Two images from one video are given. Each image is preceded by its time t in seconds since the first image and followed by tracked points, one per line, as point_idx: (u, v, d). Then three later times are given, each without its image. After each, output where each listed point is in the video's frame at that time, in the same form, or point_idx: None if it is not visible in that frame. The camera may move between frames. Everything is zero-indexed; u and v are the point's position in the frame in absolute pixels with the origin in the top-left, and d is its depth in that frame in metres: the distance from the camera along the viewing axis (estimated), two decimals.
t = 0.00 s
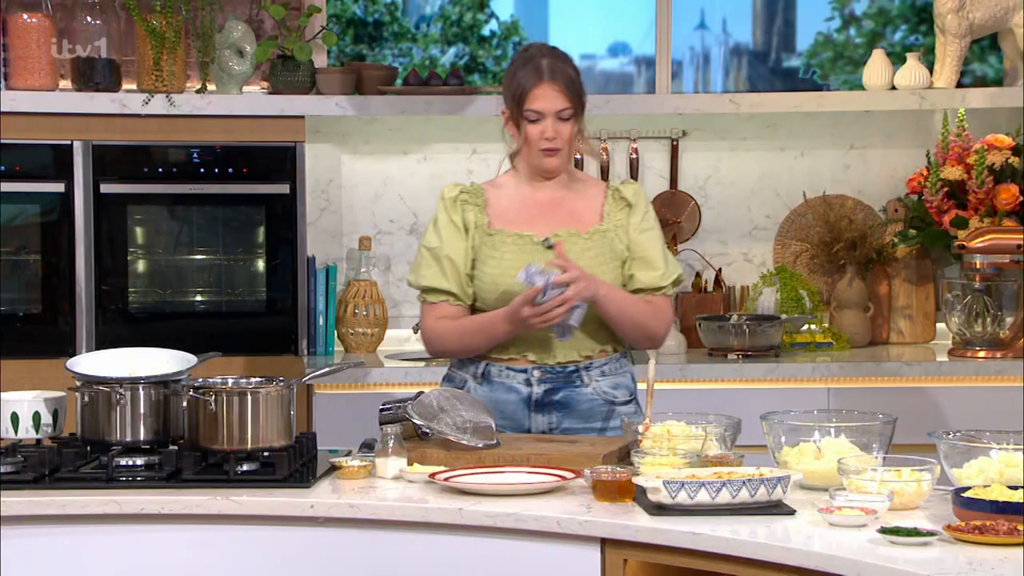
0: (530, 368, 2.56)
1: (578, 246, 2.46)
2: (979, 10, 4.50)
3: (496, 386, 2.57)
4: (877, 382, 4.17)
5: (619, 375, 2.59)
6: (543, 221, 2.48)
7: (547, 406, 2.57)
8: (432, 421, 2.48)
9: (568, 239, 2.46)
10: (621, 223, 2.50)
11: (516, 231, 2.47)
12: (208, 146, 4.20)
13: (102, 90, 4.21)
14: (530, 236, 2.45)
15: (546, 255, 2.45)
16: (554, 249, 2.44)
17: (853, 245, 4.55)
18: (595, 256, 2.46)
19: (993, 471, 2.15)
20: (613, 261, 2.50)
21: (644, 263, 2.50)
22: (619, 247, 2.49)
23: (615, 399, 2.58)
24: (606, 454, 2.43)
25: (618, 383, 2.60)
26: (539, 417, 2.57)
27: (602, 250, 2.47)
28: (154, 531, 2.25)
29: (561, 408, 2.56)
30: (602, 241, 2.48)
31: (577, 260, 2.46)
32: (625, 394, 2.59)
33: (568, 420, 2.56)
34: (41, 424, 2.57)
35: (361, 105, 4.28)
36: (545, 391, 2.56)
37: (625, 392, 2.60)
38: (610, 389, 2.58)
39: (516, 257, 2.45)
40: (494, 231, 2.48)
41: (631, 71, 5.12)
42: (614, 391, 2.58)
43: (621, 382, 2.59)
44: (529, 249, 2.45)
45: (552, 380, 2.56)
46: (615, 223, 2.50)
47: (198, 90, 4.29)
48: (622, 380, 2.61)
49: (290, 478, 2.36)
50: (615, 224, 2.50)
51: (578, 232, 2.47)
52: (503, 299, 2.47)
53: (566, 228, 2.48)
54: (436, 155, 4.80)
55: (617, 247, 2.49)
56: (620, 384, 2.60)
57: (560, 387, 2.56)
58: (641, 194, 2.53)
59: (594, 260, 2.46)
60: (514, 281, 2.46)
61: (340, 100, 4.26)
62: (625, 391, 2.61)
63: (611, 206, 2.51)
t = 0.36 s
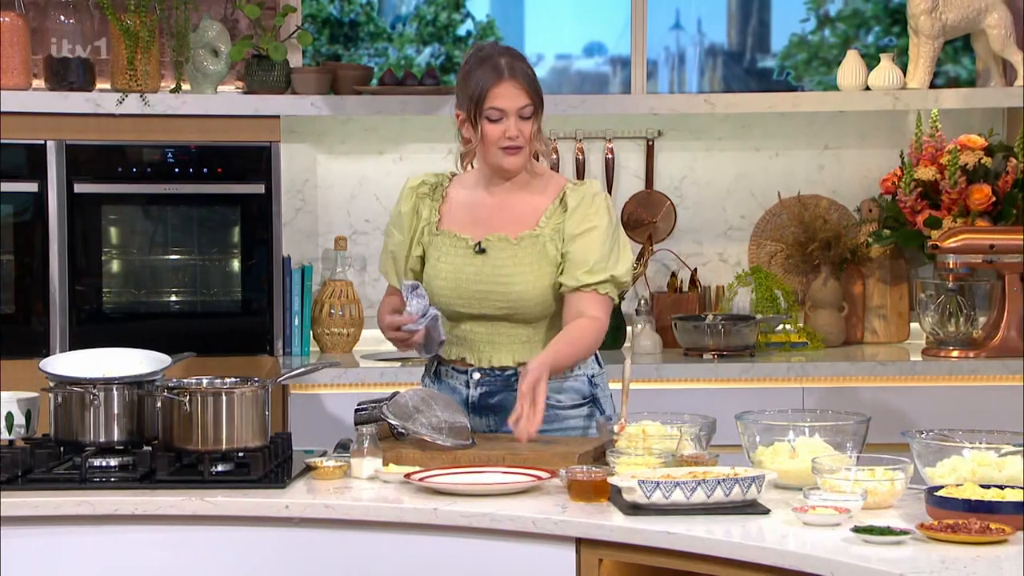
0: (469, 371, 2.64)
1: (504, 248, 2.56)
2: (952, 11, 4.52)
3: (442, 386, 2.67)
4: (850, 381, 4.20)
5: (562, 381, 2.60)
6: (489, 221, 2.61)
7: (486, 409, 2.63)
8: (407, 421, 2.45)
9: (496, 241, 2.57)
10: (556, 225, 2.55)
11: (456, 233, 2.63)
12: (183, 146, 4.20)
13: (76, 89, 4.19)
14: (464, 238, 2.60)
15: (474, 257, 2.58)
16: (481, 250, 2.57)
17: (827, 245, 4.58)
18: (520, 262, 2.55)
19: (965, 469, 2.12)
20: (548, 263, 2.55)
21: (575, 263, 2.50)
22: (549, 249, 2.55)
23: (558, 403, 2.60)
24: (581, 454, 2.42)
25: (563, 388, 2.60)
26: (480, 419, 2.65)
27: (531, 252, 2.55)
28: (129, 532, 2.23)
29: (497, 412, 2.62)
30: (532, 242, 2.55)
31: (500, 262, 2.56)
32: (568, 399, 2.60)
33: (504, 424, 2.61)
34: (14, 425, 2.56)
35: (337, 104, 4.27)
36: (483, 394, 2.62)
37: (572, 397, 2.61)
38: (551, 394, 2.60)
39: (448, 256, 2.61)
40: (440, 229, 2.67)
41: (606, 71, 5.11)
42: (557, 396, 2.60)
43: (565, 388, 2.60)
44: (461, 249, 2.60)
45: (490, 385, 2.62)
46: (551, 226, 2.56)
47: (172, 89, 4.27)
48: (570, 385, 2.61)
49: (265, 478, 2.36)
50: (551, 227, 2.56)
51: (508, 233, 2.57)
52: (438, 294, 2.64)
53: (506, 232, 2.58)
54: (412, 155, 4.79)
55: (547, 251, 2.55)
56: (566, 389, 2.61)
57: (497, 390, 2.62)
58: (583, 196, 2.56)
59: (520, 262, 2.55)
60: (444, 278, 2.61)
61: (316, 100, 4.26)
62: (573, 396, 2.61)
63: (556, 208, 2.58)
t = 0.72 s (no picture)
0: (455, 377, 2.64)
1: (482, 270, 2.49)
2: (940, 11, 4.54)
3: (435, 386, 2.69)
4: (839, 381, 4.20)
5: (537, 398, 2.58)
6: (483, 234, 2.53)
7: (465, 415, 2.64)
8: (395, 422, 2.45)
9: (475, 261, 2.50)
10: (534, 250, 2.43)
11: (451, 244, 2.59)
12: (171, 146, 4.19)
13: (63, 89, 4.18)
14: (452, 252, 2.55)
15: (455, 274, 2.53)
16: (461, 269, 2.52)
17: (816, 246, 4.58)
18: (495, 287, 2.47)
19: (953, 469, 2.15)
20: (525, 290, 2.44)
21: (548, 301, 2.37)
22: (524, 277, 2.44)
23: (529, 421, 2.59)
24: (569, 455, 2.41)
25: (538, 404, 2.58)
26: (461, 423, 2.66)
27: (508, 278, 2.45)
28: (117, 532, 2.23)
29: (473, 420, 2.62)
30: (508, 267, 2.46)
31: (476, 284, 2.49)
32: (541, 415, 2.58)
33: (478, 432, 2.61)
34: None
35: (325, 104, 4.27)
36: (464, 400, 2.63)
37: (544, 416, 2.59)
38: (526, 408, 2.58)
39: (439, 266, 2.58)
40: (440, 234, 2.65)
41: (596, 71, 5.13)
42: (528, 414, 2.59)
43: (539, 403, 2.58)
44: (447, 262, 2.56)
45: (470, 392, 2.62)
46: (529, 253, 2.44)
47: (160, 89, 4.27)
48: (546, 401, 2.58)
49: (254, 479, 2.35)
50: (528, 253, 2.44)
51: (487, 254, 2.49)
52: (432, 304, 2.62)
53: (491, 252, 2.50)
54: (401, 155, 4.79)
55: (523, 280, 2.44)
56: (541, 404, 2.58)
57: (476, 400, 2.61)
58: (563, 222, 2.40)
59: (495, 287, 2.47)
60: (432, 290, 2.59)
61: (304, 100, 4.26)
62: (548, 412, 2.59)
63: (537, 236, 2.45)
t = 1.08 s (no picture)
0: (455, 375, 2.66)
1: (481, 270, 2.49)
2: (932, 12, 4.56)
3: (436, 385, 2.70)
4: (832, 381, 4.20)
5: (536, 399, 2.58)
6: (482, 232, 2.51)
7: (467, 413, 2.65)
8: (389, 421, 2.44)
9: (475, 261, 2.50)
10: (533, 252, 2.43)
11: (450, 242, 2.59)
12: (165, 147, 4.19)
13: (56, 89, 4.18)
14: (451, 252, 2.56)
15: (455, 273, 2.54)
16: (461, 269, 2.52)
17: (809, 246, 4.60)
18: (494, 289, 2.47)
19: (946, 468, 2.15)
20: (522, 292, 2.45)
21: (545, 306, 2.38)
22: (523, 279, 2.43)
23: (529, 419, 2.60)
24: (564, 455, 2.40)
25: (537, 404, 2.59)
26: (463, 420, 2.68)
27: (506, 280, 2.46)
28: (110, 533, 2.22)
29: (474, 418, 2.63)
30: (507, 269, 2.46)
31: (475, 285, 2.50)
32: (540, 415, 2.59)
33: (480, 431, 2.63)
34: None
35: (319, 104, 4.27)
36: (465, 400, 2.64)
37: (544, 414, 2.60)
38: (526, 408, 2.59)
39: (439, 265, 2.59)
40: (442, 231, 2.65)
41: (590, 71, 5.15)
42: (528, 412, 2.59)
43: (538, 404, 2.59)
44: (447, 261, 2.57)
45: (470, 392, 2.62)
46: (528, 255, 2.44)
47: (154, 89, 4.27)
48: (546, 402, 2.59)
49: (247, 479, 2.34)
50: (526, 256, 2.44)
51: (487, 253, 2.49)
52: (432, 302, 2.62)
53: (489, 252, 2.50)
54: (394, 155, 4.80)
55: (522, 283, 2.44)
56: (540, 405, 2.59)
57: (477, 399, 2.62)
58: (561, 226, 2.39)
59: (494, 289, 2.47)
60: (432, 289, 2.60)
61: (298, 100, 4.26)
62: (547, 412, 2.60)
63: (536, 239, 2.44)
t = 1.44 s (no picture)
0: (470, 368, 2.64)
1: (508, 257, 2.51)
2: (931, 12, 4.56)
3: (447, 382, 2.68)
4: (830, 381, 4.20)
5: (549, 386, 2.57)
6: (497, 229, 2.55)
7: (479, 408, 2.63)
8: (389, 421, 2.46)
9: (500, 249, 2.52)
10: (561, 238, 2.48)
11: (467, 235, 2.59)
12: (164, 146, 4.19)
13: (55, 89, 4.18)
14: (471, 242, 2.56)
15: (478, 261, 2.53)
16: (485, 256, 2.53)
17: (808, 245, 4.59)
18: (523, 273, 2.50)
19: (945, 468, 2.14)
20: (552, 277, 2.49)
21: (591, 285, 2.45)
22: (553, 264, 2.48)
23: (542, 407, 2.58)
24: (562, 455, 2.40)
25: (550, 392, 2.58)
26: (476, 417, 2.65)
27: (535, 265, 2.49)
28: (109, 533, 2.22)
29: (487, 411, 2.61)
30: (536, 255, 2.49)
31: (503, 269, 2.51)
32: (554, 403, 2.57)
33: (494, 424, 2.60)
34: None
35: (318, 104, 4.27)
36: (477, 393, 2.62)
37: (556, 401, 2.58)
38: (539, 397, 2.58)
39: (459, 257, 2.58)
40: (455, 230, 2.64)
41: (588, 71, 5.15)
42: (541, 399, 2.58)
43: (550, 391, 2.57)
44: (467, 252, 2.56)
45: (482, 384, 2.61)
46: (556, 240, 2.48)
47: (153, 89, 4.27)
48: (558, 389, 2.58)
49: (246, 479, 2.35)
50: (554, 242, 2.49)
51: (511, 242, 2.51)
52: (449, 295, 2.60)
53: (511, 238, 2.53)
54: (393, 155, 4.80)
55: (551, 266, 2.48)
56: (553, 393, 2.58)
57: (489, 391, 2.60)
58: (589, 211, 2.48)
59: (522, 273, 2.50)
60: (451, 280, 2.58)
61: (297, 100, 4.26)
62: (560, 400, 2.58)
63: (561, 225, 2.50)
